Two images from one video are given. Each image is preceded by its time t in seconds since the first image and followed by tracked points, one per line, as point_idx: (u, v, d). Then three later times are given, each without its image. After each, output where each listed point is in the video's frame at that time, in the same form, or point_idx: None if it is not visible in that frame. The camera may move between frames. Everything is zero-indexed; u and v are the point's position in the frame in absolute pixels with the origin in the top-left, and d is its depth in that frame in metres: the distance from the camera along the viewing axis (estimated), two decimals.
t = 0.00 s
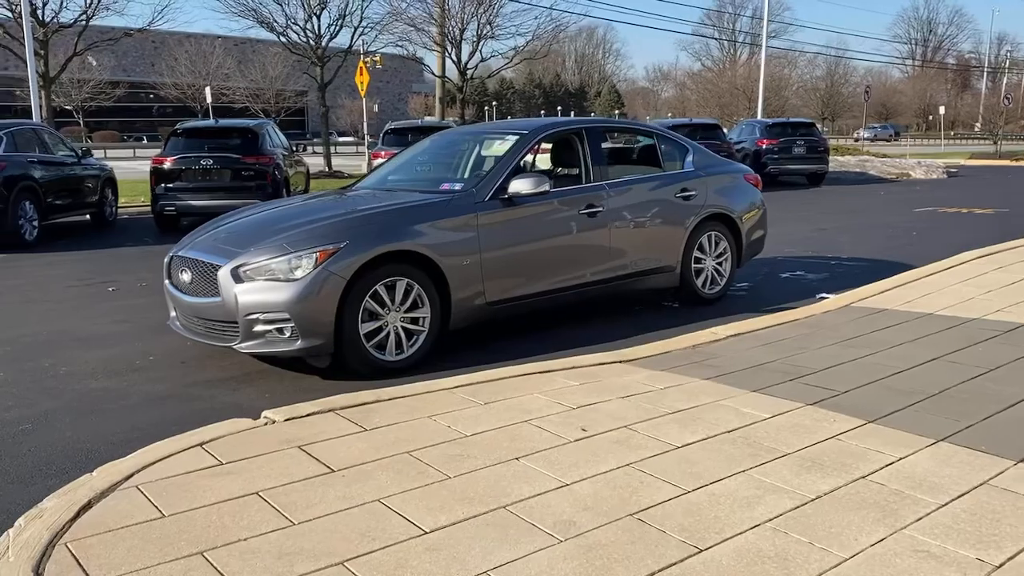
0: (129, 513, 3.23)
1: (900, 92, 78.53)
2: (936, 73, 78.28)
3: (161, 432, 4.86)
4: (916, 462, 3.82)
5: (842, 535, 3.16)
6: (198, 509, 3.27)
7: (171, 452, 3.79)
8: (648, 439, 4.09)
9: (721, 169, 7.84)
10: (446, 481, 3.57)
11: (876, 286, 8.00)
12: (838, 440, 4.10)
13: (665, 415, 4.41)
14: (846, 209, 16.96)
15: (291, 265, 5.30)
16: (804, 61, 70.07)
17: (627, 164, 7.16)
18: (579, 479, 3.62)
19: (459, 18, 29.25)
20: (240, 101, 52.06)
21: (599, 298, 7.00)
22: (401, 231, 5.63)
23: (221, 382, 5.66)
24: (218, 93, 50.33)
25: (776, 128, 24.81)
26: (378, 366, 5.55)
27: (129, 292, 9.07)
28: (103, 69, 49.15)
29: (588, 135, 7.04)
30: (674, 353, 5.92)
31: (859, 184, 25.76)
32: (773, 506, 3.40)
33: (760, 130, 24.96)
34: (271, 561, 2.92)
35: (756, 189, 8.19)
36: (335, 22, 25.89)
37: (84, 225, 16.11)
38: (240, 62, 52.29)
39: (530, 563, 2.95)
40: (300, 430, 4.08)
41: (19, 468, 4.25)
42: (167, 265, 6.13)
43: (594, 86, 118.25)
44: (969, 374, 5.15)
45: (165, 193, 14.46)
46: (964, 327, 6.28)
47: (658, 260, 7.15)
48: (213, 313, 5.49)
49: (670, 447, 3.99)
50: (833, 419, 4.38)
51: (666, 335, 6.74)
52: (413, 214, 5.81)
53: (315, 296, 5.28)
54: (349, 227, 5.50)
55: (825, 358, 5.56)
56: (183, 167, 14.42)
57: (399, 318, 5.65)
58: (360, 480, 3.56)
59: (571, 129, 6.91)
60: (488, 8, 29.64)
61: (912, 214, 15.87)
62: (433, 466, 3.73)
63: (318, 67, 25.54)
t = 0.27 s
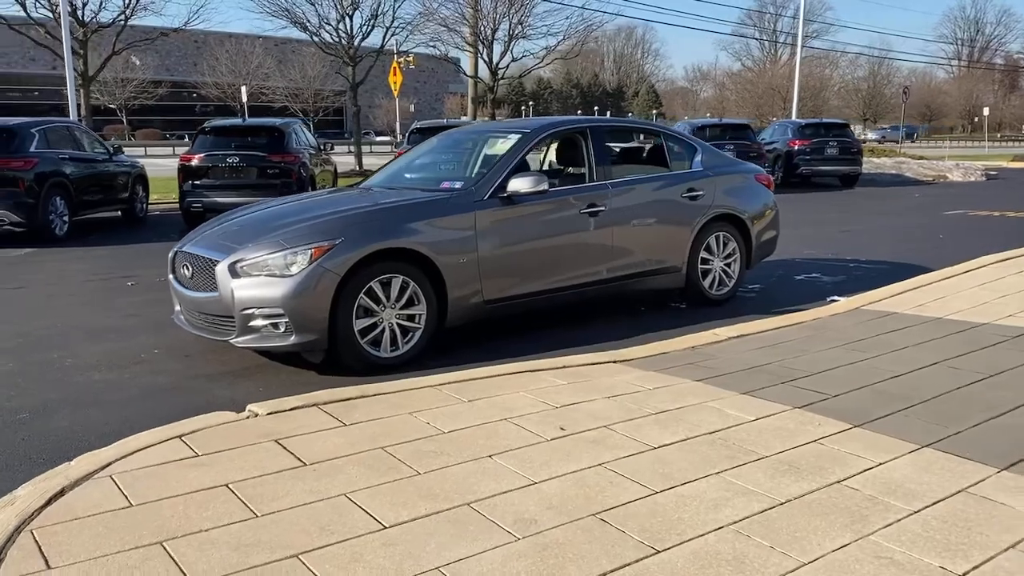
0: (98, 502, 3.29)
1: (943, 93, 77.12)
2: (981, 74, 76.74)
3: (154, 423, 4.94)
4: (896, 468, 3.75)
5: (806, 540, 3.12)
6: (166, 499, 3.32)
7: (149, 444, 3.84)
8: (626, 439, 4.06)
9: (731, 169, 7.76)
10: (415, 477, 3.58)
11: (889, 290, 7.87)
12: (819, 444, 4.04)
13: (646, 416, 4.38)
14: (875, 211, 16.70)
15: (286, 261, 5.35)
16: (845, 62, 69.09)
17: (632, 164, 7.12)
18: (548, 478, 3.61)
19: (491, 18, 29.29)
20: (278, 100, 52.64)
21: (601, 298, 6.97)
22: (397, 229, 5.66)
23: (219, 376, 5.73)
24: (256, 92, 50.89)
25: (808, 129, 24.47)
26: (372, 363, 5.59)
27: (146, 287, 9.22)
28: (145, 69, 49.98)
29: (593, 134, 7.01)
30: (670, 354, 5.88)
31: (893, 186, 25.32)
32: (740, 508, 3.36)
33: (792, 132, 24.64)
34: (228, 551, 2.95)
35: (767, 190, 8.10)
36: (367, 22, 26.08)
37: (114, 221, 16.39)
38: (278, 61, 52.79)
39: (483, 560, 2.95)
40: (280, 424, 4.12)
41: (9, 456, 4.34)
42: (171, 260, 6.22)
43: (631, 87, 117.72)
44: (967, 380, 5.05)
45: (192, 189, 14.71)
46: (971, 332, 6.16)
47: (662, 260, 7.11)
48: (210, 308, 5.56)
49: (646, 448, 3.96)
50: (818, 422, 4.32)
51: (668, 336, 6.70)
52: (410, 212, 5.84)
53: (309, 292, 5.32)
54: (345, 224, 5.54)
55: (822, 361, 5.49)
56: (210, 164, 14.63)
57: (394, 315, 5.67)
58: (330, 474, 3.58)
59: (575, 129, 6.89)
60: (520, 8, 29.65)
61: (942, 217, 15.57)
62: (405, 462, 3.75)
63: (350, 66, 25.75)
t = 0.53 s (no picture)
0: (67, 499, 3.35)
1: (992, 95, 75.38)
2: None
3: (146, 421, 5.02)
4: (872, 481, 3.68)
5: (765, 554, 3.07)
6: (133, 498, 3.37)
7: (128, 442, 3.91)
8: (601, 446, 4.05)
9: (742, 173, 7.66)
10: (382, 480, 3.60)
11: (903, 296, 7.72)
12: (798, 455, 3.97)
13: (627, 423, 4.35)
14: (906, 215, 16.39)
15: (280, 263, 5.41)
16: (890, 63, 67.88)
17: (637, 167, 7.07)
18: (515, 484, 3.60)
19: (523, 19, 29.29)
20: (317, 100, 53.17)
21: (604, 302, 6.94)
22: (392, 232, 5.69)
23: (218, 376, 5.82)
24: (295, 93, 51.53)
25: (844, 131, 23.96)
26: (365, 364, 5.63)
27: (164, 286, 9.37)
28: (187, 70, 50.80)
29: (598, 137, 6.98)
30: (667, 360, 5.82)
31: (931, 190, 24.82)
32: (704, 519, 3.32)
33: (827, 133, 24.18)
34: (183, 551, 2.99)
35: (781, 194, 7.98)
36: (399, 24, 26.26)
37: (145, 219, 16.72)
38: (317, 62, 53.48)
39: (433, 566, 2.95)
40: (258, 425, 4.16)
41: None
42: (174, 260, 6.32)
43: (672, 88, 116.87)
44: (965, 392, 4.93)
45: (219, 189, 14.98)
46: (979, 342, 6.01)
47: (667, 265, 7.05)
48: (208, 308, 5.65)
49: (620, 455, 3.94)
50: (802, 433, 4.25)
51: (669, 341, 6.64)
52: (407, 214, 5.86)
53: (303, 293, 5.38)
54: (340, 226, 5.59)
55: (817, 370, 5.41)
56: (236, 164, 14.86)
57: (389, 317, 5.72)
58: (298, 476, 3.61)
59: (579, 132, 6.88)
60: (553, 10, 29.60)
61: (975, 222, 15.21)
62: (376, 465, 3.76)
63: (382, 68, 25.94)
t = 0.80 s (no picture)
0: (31, 493, 3.40)
1: None
2: None
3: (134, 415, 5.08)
4: (841, 491, 3.61)
5: (716, 563, 3.02)
6: (95, 492, 3.41)
7: (101, 437, 3.96)
8: (571, 450, 4.01)
9: (747, 175, 7.56)
10: (344, 480, 3.60)
11: (912, 302, 7.57)
12: (771, 463, 3.91)
13: (602, 427, 4.31)
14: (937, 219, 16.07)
15: (270, 261, 5.45)
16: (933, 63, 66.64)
17: (638, 168, 7.01)
18: (476, 486, 3.58)
19: (553, 19, 29.24)
20: (352, 100, 53.57)
21: (603, 304, 6.89)
22: (383, 231, 5.70)
23: (211, 372, 5.88)
24: (331, 93, 51.96)
25: (876, 133, 23.56)
26: (354, 363, 5.64)
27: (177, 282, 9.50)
28: (225, 69, 51.46)
29: (598, 138, 6.93)
30: (658, 364, 5.77)
31: (966, 193, 24.34)
32: (661, 526, 3.28)
33: (859, 135, 23.78)
34: (132, 546, 3.01)
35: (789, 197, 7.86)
36: (429, 24, 26.36)
37: (172, 216, 16.96)
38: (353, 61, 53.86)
39: (378, 566, 2.94)
40: (232, 422, 4.19)
41: None
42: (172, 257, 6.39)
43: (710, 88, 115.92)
44: (957, 401, 4.81)
45: (242, 188, 15.10)
46: (982, 350, 5.86)
47: (667, 267, 6.98)
48: (201, 305, 5.70)
49: (589, 459, 3.91)
50: (778, 440, 4.19)
51: (666, 344, 6.58)
52: (399, 214, 5.87)
53: (292, 292, 5.41)
54: (331, 225, 5.61)
55: (809, 376, 5.32)
56: (259, 163, 14.98)
57: (379, 316, 5.73)
58: (261, 475, 3.62)
59: (578, 133, 6.83)
60: (584, 9, 29.51)
61: (1005, 226, 14.87)
62: (341, 465, 3.77)
63: (411, 68, 26.07)
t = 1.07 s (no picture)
0: None
1: None
2: None
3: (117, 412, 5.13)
4: (804, 504, 3.52)
5: None
6: (49, 491, 3.43)
7: (68, 435, 3.99)
8: (535, 456, 3.96)
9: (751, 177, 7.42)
10: (299, 483, 3.59)
11: (920, 308, 7.39)
12: (738, 473, 3.81)
13: (571, 433, 4.25)
14: (967, 221, 15.68)
15: (255, 260, 5.46)
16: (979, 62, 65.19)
17: (637, 170, 6.92)
18: (430, 492, 3.54)
19: (583, 18, 29.10)
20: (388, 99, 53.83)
21: (599, 307, 6.82)
22: (371, 232, 5.69)
23: (200, 370, 5.91)
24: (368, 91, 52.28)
25: (909, 133, 23.09)
26: (340, 363, 5.64)
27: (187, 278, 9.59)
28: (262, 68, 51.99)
29: (596, 139, 6.84)
30: (646, 369, 5.68)
31: (1004, 195, 23.76)
32: (609, 537, 3.21)
33: (892, 136, 23.34)
34: (73, 546, 3.02)
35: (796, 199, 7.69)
36: (457, 22, 26.40)
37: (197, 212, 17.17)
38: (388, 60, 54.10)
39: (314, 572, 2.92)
40: (200, 422, 4.20)
41: None
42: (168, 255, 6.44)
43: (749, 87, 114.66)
44: (945, 412, 4.67)
45: (263, 186, 15.27)
46: (983, 359, 5.70)
47: (666, 270, 6.88)
48: (190, 303, 5.74)
49: (551, 466, 3.85)
50: (750, 450, 4.09)
51: (661, 348, 6.48)
52: (387, 215, 5.84)
53: (277, 292, 5.42)
54: (318, 225, 5.61)
55: (797, 383, 5.20)
56: (280, 162, 15.13)
57: (366, 317, 5.72)
58: (218, 476, 3.62)
59: (575, 133, 6.75)
60: (614, 8, 29.33)
61: None
62: (300, 467, 3.75)
63: (439, 66, 26.13)
